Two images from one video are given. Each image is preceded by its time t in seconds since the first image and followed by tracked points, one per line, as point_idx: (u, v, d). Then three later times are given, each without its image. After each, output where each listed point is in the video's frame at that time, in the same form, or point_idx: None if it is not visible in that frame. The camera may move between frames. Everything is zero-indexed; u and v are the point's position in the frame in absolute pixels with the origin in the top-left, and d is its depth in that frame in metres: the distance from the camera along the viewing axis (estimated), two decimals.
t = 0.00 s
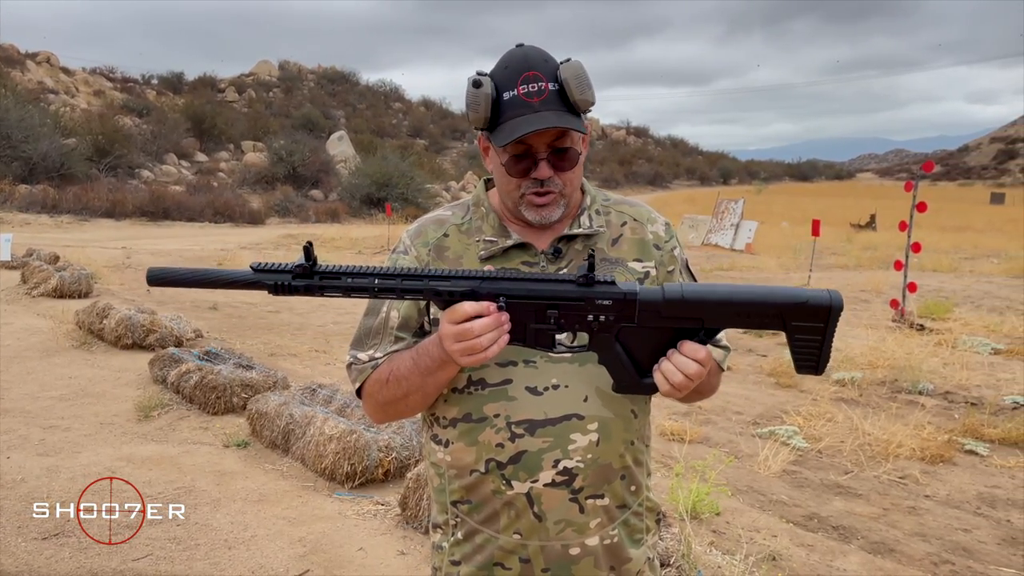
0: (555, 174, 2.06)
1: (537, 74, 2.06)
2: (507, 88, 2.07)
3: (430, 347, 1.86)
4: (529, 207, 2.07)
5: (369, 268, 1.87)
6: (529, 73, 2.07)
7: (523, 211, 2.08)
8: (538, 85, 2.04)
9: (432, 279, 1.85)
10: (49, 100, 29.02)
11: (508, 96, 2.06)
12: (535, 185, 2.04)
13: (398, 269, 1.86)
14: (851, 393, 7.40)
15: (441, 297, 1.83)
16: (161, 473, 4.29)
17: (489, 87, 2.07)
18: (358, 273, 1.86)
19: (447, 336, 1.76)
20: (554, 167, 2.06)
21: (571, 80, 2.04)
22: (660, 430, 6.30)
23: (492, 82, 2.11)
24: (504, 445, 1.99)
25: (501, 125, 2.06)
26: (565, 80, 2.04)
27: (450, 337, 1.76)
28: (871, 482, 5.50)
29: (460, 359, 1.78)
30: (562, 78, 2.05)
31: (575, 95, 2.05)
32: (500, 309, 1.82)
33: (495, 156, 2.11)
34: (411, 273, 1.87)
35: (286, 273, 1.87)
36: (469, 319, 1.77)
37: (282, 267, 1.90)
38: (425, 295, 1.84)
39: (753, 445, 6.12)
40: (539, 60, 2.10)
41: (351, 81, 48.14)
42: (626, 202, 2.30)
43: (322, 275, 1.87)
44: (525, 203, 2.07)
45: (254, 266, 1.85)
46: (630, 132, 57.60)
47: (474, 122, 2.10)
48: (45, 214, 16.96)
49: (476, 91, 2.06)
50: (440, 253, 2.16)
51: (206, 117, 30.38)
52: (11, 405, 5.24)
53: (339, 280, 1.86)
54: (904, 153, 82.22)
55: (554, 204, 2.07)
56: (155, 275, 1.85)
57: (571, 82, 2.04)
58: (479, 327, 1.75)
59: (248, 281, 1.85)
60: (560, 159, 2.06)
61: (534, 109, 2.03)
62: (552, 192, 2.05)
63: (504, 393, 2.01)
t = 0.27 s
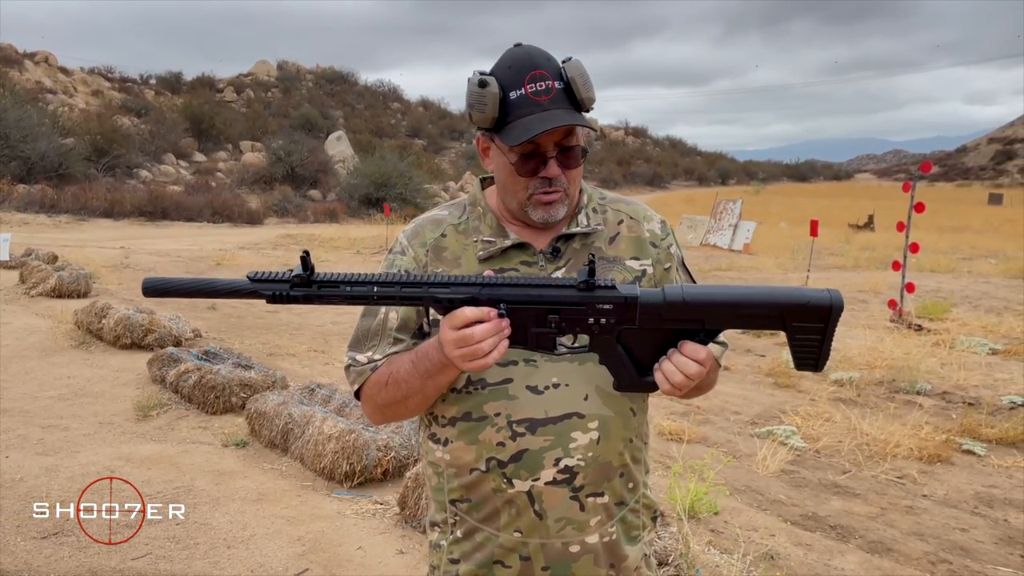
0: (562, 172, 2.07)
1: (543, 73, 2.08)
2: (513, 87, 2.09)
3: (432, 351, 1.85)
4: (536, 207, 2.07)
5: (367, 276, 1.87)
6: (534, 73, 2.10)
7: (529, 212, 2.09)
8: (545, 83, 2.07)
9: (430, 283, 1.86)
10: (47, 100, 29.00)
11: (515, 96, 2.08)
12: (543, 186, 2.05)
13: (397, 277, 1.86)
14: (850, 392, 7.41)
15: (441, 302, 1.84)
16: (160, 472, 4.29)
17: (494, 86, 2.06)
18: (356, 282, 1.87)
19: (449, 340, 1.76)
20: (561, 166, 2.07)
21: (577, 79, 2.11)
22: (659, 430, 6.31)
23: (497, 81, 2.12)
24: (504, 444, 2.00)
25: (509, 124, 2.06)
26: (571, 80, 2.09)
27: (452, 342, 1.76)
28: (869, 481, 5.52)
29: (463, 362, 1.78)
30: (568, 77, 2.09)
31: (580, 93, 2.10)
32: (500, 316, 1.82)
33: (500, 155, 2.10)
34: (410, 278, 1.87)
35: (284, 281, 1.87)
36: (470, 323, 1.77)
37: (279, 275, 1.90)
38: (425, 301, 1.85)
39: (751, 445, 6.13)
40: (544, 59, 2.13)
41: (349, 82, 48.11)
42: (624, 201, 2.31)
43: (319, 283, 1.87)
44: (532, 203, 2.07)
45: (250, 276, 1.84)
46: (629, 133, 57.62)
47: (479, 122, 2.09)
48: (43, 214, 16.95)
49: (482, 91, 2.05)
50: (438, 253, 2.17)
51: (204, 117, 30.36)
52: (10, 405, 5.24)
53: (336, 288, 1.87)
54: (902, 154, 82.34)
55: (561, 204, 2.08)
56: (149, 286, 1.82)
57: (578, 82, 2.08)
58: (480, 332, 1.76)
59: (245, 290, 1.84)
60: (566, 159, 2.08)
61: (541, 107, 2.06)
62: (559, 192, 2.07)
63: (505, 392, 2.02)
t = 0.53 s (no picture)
0: (563, 171, 2.08)
1: (544, 73, 2.08)
2: (514, 87, 2.09)
3: (433, 348, 1.86)
4: (537, 206, 2.08)
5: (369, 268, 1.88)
6: (535, 72, 2.09)
7: (530, 211, 2.10)
8: (546, 83, 2.08)
9: (431, 277, 1.87)
10: (46, 100, 28.98)
11: (516, 96, 2.07)
12: (544, 184, 2.06)
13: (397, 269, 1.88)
14: (848, 393, 7.42)
15: (442, 294, 1.85)
16: (159, 472, 4.29)
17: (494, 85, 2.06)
18: (357, 275, 1.87)
19: (451, 331, 1.76)
20: (563, 165, 2.08)
21: (578, 80, 2.12)
22: (658, 430, 6.31)
23: (497, 81, 2.11)
24: (505, 443, 2.00)
25: (510, 124, 2.06)
26: (571, 80, 2.10)
27: (454, 334, 1.76)
28: (868, 481, 5.52)
29: (464, 357, 1.78)
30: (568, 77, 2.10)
31: (581, 93, 2.12)
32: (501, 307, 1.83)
33: (500, 155, 2.10)
34: (412, 272, 1.88)
35: (286, 275, 1.88)
36: (471, 311, 1.77)
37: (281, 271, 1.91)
38: (425, 294, 1.86)
39: (750, 445, 6.14)
40: (544, 59, 2.12)
41: (349, 82, 48.07)
42: (621, 200, 2.32)
43: (321, 276, 1.88)
44: (533, 201, 2.08)
45: (253, 272, 1.85)
46: (628, 133, 57.64)
47: (479, 122, 2.08)
48: (43, 214, 16.94)
49: (482, 92, 2.04)
50: (436, 253, 2.17)
51: (204, 117, 30.35)
52: (9, 405, 5.24)
53: (337, 282, 1.87)
54: (901, 155, 82.39)
55: (562, 202, 2.09)
56: (150, 287, 1.84)
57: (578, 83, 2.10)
58: (482, 317, 1.76)
59: (247, 285, 1.85)
60: (566, 157, 2.09)
61: (543, 107, 2.06)
62: (560, 190, 2.07)
63: (505, 391, 2.03)
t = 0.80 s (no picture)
0: (556, 177, 2.08)
1: (539, 77, 2.06)
2: (508, 91, 2.08)
3: (429, 355, 1.86)
4: (529, 211, 2.09)
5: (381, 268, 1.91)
6: (530, 76, 2.08)
7: (523, 215, 2.11)
8: (540, 87, 2.06)
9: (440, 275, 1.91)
10: (46, 100, 28.99)
11: (510, 100, 2.07)
12: (537, 189, 2.07)
13: (409, 272, 1.91)
14: (848, 393, 7.42)
15: (452, 290, 1.89)
16: (159, 472, 4.30)
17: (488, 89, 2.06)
18: (367, 274, 1.90)
19: (454, 335, 1.76)
20: (556, 170, 2.08)
21: (573, 83, 2.08)
22: (657, 430, 6.31)
23: (492, 84, 2.11)
24: (500, 445, 2.01)
25: (503, 129, 2.06)
26: (566, 83, 2.07)
27: (458, 335, 1.76)
28: (868, 481, 5.52)
29: (461, 361, 1.79)
30: (563, 80, 2.08)
31: (576, 97, 2.08)
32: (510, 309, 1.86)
33: (494, 158, 2.11)
34: (422, 272, 1.92)
35: (301, 272, 1.92)
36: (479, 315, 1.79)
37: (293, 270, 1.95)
38: (436, 290, 1.89)
39: (749, 445, 6.14)
40: (540, 61, 2.10)
41: (348, 82, 48.08)
42: (618, 203, 2.32)
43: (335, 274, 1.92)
44: (526, 207, 2.09)
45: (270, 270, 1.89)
46: (628, 133, 57.65)
47: (474, 126, 2.09)
48: (43, 214, 16.95)
49: (478, 94, 2.05)
50: (434, 254, 2.18)
51: (204, 117, 30.36)
52: (9, 405, 5.24)
53: (350, 281, 1.90)
54: (901, 155, 82.42)
55: (555, 207, 2.10)
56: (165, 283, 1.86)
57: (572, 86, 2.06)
58: (490, 311, 1.79)
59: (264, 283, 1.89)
60: (560, 162, 2.08)
61: (536, 112, 2.05)
62: (553, 195, 2.08)
63: (500, 393, 2.03)
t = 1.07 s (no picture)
0: (547, 182, 2.08)
1: (533, 82, 2.06)
2: (502, 95, 2.08)
3: (432, 360, 1.88)
4: (520, 215, 2.10)
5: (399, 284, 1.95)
6: (524, 81, 2.08)
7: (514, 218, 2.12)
8: (533, 92, 2.06)
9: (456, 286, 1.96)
10: (47, 101, 29.00)
11: (502, 103, 2.07)
12: (528, 194, 2.08)
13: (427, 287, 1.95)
14: (849, 393, 7.42)
15: (467, 298, 1.94)
16: (160, 472, 4.30)
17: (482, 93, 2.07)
18: (387, 290, 1.94)
19: (462, 338, 1.77)
20: (546, 176, 2.07)
21: (566, 89, 2.06)
22: (657, 430, 6.31)
23: (488, 87, 2.12)
24: (499, 445, 2.01)
25: (494, 133, 2.07)
26: (560, 89, 2.06)
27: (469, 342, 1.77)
28: (868, 481, 5.52)
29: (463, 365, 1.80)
30: (557, 85, 2.07)
31: (569, 102, 2.07)
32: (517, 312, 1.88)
33: (489, 162, 2.12)
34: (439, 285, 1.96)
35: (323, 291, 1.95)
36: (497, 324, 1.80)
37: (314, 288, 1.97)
38: (453, 300, 1.93)
39: (750, 445, 6.14)
40: (535, 66, 2.10)
41: (349, 82, 48.09)
42: (618, 203, 2.32)
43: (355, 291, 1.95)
44: (517, 212, 2.10)
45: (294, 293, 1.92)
46: (628, 133, 57.65)
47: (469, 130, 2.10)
48: (44, 214, 16.95)
49: (473, 97, 2.06)
50: (434, 254, 2.18)
51: (204, 117, 30.37)
52: (10, 405, 5.25)
53: (369, 296, 1.93)
54: (901, 155, 82.40)
55: (547, 212, 2.10)
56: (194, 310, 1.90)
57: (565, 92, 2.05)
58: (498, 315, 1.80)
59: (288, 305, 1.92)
60: (554, 167, 2.08)
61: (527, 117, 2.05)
62: (544, 201, 2.08)
63: (498, 393, 2.03)
